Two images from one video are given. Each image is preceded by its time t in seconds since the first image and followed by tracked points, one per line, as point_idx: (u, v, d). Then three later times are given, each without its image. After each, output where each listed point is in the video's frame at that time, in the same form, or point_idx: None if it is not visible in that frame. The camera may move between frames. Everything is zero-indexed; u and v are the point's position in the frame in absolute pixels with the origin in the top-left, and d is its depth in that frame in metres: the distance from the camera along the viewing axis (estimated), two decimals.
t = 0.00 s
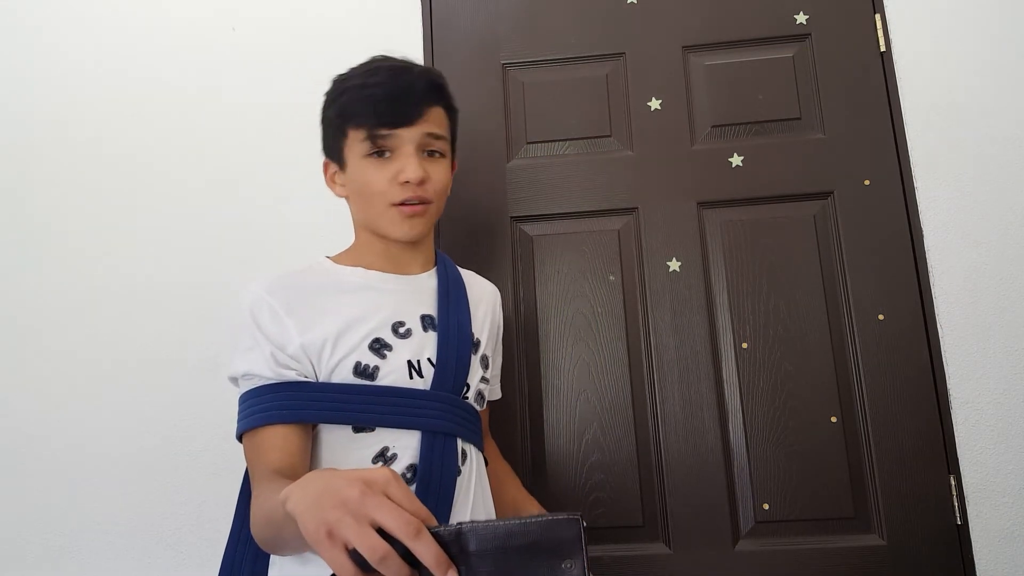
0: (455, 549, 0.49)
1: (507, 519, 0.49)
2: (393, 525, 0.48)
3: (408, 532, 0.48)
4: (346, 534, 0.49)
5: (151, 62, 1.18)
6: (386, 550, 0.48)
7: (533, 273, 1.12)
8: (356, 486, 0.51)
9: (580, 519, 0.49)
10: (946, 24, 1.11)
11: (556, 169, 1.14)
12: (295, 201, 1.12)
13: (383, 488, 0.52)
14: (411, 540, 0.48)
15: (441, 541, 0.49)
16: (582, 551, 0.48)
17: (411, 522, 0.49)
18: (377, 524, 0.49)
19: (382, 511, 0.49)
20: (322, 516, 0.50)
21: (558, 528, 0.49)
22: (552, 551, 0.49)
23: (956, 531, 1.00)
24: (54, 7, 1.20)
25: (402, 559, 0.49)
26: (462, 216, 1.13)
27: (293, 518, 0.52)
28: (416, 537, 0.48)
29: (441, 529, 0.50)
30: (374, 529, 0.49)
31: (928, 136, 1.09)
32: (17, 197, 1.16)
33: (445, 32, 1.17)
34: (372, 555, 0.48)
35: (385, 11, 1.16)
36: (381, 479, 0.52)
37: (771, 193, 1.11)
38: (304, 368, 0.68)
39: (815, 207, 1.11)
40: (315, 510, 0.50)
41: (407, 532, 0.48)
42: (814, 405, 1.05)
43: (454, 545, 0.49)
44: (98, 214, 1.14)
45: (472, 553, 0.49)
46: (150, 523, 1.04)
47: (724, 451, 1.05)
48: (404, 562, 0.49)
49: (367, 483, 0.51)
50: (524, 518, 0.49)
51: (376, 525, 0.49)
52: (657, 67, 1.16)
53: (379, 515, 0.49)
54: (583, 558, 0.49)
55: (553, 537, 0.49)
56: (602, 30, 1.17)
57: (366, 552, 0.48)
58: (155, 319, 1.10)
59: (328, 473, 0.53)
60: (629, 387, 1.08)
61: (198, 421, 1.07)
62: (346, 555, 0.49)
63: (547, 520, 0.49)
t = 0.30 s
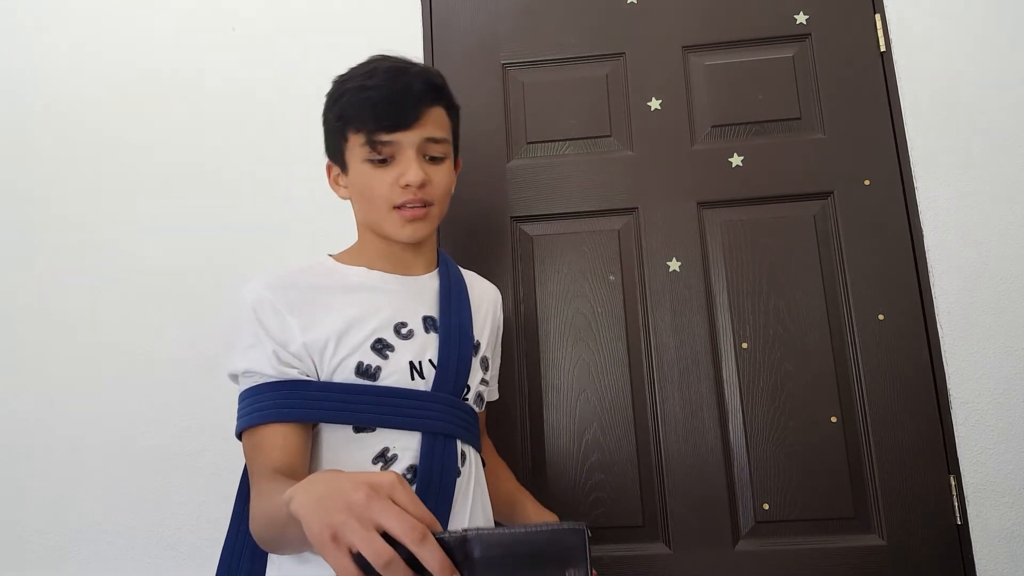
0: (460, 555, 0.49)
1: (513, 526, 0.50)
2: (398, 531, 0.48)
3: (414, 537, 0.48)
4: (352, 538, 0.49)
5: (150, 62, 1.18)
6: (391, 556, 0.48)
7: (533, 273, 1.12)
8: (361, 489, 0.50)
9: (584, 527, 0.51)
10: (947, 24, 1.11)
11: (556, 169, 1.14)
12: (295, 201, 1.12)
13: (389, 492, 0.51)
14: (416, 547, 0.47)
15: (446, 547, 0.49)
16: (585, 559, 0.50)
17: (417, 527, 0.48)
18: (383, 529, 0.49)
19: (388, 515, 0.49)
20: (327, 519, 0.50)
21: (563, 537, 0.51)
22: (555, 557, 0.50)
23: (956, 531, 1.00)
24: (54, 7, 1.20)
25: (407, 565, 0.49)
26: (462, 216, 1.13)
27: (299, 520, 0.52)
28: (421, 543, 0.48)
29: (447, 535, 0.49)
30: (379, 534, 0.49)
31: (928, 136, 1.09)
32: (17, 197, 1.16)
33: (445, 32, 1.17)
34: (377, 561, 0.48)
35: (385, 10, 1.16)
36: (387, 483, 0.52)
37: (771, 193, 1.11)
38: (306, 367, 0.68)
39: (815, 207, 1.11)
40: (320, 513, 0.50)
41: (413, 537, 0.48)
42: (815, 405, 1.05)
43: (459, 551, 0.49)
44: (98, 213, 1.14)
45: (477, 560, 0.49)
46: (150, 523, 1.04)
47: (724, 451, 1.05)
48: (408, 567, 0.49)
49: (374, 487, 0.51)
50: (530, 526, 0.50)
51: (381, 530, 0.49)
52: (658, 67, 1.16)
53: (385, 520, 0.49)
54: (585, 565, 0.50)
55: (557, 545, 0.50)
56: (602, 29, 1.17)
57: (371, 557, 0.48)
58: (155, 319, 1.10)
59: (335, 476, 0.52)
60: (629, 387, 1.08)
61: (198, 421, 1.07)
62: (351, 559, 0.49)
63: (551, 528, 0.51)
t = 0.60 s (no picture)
0: (480, 563, 0.49)
1: (535, 536, 0.50)
2: (421, 538, 0.49)
3: (437, 544, 0.48)
4: (373, 544, 0.49)
5: (150, 62, 1.18)
6: (414, 563, 0.48)
7: (533, 273, 1.12)
8: (384, 495, 0.51)
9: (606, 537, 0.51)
10: (947, 24, 1.11)
11: (556, 169, 1.14)
12: (295, 200, 1.12)
13: (411, 500, 0.52)
14: (438, 553, 0.48)
15: (467, 554, 0.49)
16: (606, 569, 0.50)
17: (440, 534, 0.49)
18: (405, 535, 0.49)
19: (411, 522, 0.49)
20: (348, 524, 0.50)
21: (584, 547, 0.50)
22: (576, 564, 0.50)
23: (956, 531, 1.00)
24: (53, 7, 1.20)
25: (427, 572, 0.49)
26: (462, 216, 1.13)
27: (316, 525, 0.52)
28: (443, 550, 0.48)
29: (468, 542, 0.49)
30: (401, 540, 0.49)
31: (928, 136, 1.09)
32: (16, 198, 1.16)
33: (445, 32, 1.17)
34: (398, 567, 0.48)
35: (385, 10, 1.16)
36: (409, 490, 0.52)
37: (771, 193, 1.11)
38: (311, 367, 0.68)
39: (815, 207, 1.11)
40: (341, 519, 0.50)
41: (436, 544, 0.48)
42: (815, 405, 1.05)
43: (479, 559, 0.49)
44: (98, 214, 1.14)
45: (496, 568, 0.49)
46: (150, 523, 1.04)
47: (724, 451, 1.05)
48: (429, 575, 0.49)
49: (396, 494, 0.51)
50: (553, 536, 0.50)
51: (402, 537, 0.50)
52: (657, 67, 1.16)
53: (408, 526, 0.49)
54: None
55: (578, 555, 0.50)
56: (602, 29, 1.17)
57: (392, 563, 0.48)
58: (155, 319, 1.10)
59: (356, 482, 0.53)
60: (629, 387, 1.08)
61: (198, 421, 1.07)
62: (371, 565, 0.49)
63: (574, 538, 0.50)
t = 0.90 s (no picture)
0: (497, 560, 0.51)
1: (549, 531, 0.53)
2: (440, 537, 0.48)
3: (457, 543, 0.48)
4: (393, 545, 0.49)
5: (150, 62, 1.18)
6: (435, 563, 0.48)
7: (533, 273, 1.12)
8: (402, 495, 0.51)
9: (617, 531, 0.54)
10: (947, 24, 1.11)
11: (556, 169, 1.14)
12: (295, 200, 1.12)
13: (429, 499, 0.52)
14: (458, 552, 0.48)
15: (484, 552, 0.51)
16: (618, 561, 0.53)
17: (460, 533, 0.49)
18: (425, 535, 0.49)
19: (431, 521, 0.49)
20: (367, 526, 0.50)
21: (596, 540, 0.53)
22: (587, 557, 0.53)
23: (956, 531, 1.00)
24: (54, 6, 1.20)
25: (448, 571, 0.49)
26: (462, 216, 1.13)
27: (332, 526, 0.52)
28: (463, 548, 0.49)
29: (485, 539, 0.51)
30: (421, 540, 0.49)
31: (928, 136, 1.09)
32: (15, 198, 1.16)
33: (445, 32, 1.17)
34: (420, 567, 0.48)
35: (385, 10, 1.16)
36: (426, 490, 0.52)
37: (771, 193, 1.11)
38: (311, 370, 0.67)
39: (815, 207, 1.11)
40: (360, 520, 0.50)
41: (457, 543, 0.48)
42: (815, 405, 1.05)
43: (496, 556, 0.51)
44: (97, 214, 1.14)
45: (512, 565, 0.51)
46: (151, 522, 1.04)
47: (724, 451, 1.05)
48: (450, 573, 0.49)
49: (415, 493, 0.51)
50: (565, 530, 0.53)
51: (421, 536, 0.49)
52: (657, 67, 1.16)
53: (427, 525, 0.49)
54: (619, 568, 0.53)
55: (590, 547, 0.53)
56: (601, 30, 1.17)
57: (414, 563, 0.48)
58: (155, 319, 1.10)
59: (372, 483, 0.53)
60: (629, 387, 1.08)
61: (199, 420, 1.07)
62: (392, 566, 0.49)
63: (585, 532, 0.54)
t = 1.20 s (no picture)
0: (502, 564, 0.54)
1: (552, 534, 0.55)
2: (449, 548, 0.52)
3: (466, 554, 0.52)
4: (402, 558, 0.51)
5: (150, 61, 1.17)
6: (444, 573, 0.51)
7: (532, 273, 1.12)
8: (409, 509, 0.53)
9: (615, 528, 0.57)
10: (947, 24, 1.11)
11: (556, 169, 1.14)
12: (295, 200, 1.12)
13: (434, 509, 0.54)
14: (467, 561, 0.52)
15: (491, 558, 0.54)
16: (617, 557, 0.56)
17: (467, 544, 0.52)
18: (432, 547, 0.52)
19: (439, 534, 0.52)
20: (375, 540, 0.52)
21: (597, 539, 0.56)
22: (586, 557, 0.55)
23: (957, 531, 1.00)
24: (53, 5, 1.20)
25: None
26: (462, 217, 1.13)
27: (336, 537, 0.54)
28: (472, 557, 0.52)
29: (491, 546, 0.54)
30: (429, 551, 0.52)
31: (928, 136, 1.09)
32: (14, 197, 1.15)
33: (445, 33, 1.17)
34: None
35: (385, 10, 1.16)
36: (430, 501, 0.54)
37: (771, 193, 1.11)
38: (304, 378, 0.68)
39: (815, 207, 1.11)
40: (368, 535, 0.52)
41: (466, 554, 0.52)
42: (815, 406, 1.05)
43: (502, 561, 0.54)
44: (97, 214, 1.14)
45: (517, 568, 0.54)
46: (152, 522, 1.05)
47: (724, 451, 1.05)
48: None
49: (421, 506, 0.54)
50: (569, 532, 0.55)
51: (429, 547, 0.52)
52: (657, 67, 1.16)
53: (435, 539, 0.52)
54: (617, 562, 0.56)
55: (592, 546, 0.56)
56: (602, 30, 1.17)
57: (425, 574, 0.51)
58: (154, 319, 1.10)
59: (375, 494, 0.54)
60: (629, 387, 1.08)
61: (199, 420, 1.07)
62: None
63: (587, 532, 0.56)
